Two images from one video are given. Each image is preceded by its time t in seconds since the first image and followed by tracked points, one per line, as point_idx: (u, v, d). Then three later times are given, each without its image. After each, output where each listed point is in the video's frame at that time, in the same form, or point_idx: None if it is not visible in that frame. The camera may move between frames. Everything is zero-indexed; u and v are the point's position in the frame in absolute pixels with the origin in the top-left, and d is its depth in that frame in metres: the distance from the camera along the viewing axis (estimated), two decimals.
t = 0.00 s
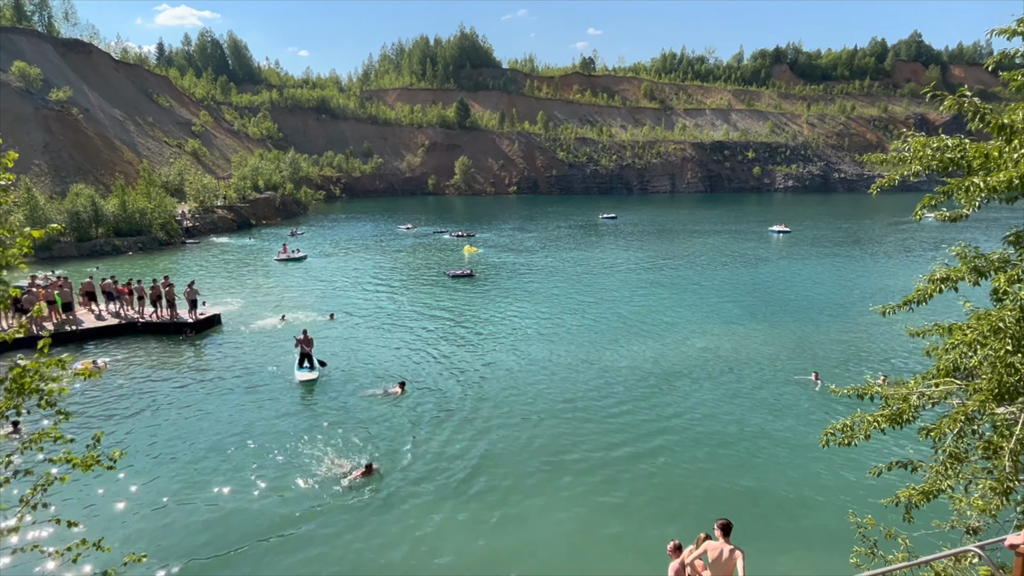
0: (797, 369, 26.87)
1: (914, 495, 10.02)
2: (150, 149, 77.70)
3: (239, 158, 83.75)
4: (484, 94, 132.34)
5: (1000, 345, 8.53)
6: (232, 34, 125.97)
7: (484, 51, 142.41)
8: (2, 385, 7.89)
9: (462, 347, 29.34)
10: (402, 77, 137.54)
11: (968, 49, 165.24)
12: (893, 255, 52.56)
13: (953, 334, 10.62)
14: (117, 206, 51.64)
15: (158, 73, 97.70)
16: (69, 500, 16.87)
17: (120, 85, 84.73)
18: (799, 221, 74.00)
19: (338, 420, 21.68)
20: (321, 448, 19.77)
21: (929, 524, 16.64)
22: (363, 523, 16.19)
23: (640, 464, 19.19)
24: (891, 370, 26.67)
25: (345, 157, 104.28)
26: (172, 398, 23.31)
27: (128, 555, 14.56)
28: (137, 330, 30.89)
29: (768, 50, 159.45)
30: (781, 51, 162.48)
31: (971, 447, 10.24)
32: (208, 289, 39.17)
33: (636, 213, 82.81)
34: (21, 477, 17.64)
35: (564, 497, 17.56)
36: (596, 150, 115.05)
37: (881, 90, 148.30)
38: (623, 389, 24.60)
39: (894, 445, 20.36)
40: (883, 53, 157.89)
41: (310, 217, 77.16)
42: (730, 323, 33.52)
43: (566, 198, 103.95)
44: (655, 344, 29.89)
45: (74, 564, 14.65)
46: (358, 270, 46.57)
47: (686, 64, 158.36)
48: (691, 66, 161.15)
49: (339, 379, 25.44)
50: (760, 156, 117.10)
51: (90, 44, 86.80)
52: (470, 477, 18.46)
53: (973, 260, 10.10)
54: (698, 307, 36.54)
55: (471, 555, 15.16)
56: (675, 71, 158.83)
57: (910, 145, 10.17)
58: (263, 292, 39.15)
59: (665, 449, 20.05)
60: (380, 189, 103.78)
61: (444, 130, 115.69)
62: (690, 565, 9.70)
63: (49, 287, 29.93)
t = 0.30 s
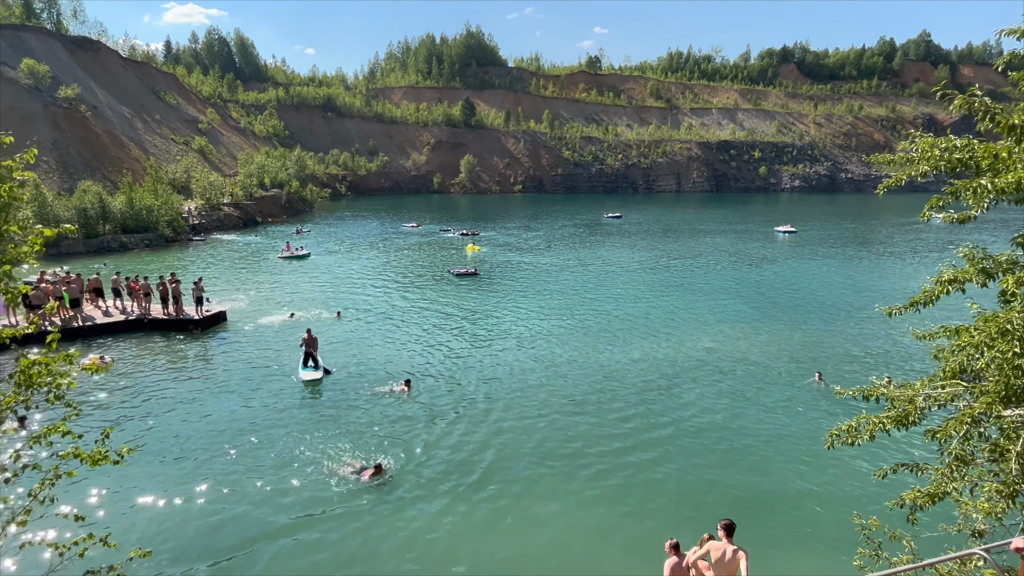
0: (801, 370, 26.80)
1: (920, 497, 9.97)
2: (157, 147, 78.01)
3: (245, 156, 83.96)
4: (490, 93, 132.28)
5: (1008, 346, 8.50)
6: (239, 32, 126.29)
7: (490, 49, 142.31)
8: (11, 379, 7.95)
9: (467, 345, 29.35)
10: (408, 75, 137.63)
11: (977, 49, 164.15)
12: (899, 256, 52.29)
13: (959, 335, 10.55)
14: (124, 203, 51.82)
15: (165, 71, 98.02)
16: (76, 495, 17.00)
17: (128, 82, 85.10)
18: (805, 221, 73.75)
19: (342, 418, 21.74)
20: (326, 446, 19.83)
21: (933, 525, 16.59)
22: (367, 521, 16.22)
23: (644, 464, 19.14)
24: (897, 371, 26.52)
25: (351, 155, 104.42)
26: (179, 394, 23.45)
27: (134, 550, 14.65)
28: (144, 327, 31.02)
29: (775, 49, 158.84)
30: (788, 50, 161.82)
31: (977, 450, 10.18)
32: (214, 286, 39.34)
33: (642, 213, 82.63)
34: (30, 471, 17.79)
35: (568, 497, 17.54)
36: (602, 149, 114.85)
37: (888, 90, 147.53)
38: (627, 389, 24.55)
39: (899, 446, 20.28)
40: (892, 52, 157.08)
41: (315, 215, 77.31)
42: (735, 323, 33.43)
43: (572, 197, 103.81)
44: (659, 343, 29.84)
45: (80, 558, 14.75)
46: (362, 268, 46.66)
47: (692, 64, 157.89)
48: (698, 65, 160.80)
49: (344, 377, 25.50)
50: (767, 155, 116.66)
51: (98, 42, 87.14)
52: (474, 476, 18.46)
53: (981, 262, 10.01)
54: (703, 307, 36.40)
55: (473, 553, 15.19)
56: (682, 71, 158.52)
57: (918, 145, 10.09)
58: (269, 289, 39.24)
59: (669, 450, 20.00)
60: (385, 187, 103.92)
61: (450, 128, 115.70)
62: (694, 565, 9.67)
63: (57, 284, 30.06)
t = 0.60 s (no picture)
0: (806, 371, 26.69)
1: (926, 499, 9.91)
2: (164, 146, 78.32)
3: (251, 155, 84.26)
4: (496, 92, 132.26)
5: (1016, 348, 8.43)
6: (246, 31, 126.71)
7: (496, 49, 142.31)
8: (18, 375, 7.96)
9: (471, 345, 29.35)
10: (414, 75, 137.75)
11: (986, 49, 163.32)
12: (906, 257, 52.00)
13: (967, 337, 10.48)
14: (132, 202, 52.05)
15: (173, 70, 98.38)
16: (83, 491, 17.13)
17: (136, 82, 85.48)
18: (812, 221, 73.46)
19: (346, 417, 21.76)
20: (330, 445, 19.82)
21: (940, 529, 16.50)
22: (370, 519, 16.24)
23: (648, 464, 19.09)
24: (902, 373, 26.38)
25: (357, 154, 104.60)
26: (186, 392, 23.55)
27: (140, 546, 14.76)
28: (151, 325, 31.16)
29: (782, 48, 158.27)
30: (796, 50, 161.17)
31: (985, 453, 10.09)
32: (219, 285, 39.43)
33: (647, 213, 82.47)
34: (38, 467, 17.89)
35: (572, 497, 17.51)
36: (608, 149, 114.66)
37: (897, 90, 146.72)
38: (631, 389, 24.49)
39: (906, 449, 20.16)
40: (900, 52, 156.25)
41: (321, 214, 77.47)
42: (739, 323, 33.32)
43: (577, 196, 103.64)
44: (664, 344, 29.78)
45: (87, 554, 14.84)
46: (367, 267, 46.75)
47: (699, 63, 157.47)
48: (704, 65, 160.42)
49: (348, 376, 25.49)
50: (773, 155, 116.21)
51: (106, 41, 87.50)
52: (477, 476, 18.42)
53: (989, 263, 9.93)
54: (709, 308, 36.29)
55: (477, 552, 15.22)
56: (688, 70, 158.11)
57: (927, 146, 10.02)
58: (274, 288, 39.35)
59: (673, 450, 19.94)
60: (391, 187, 104.03)
61: (455, 128, 115.70)
62: (698, 566, 9.64)
63: (66, 282, 30.19)
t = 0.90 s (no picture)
0: (814, 373, 26.58)
1: (936, 504, 9.81)
2: (174, 146, 78.85)
3: (260, 156, 84.73)
4: (503, 93, 132.36)
5: None
6: (255, 33, 127.43)
7: (503, 49, 142.42)
8: (28, 373, 8.03)
9: (477, 346, 29.31)
10: (421, 76, 138.05)
11: (999, 48, 162.03)
12: (916, 258, 51.63)
13: (979, 339, 10.34)
14: (141, 202, 52.41)
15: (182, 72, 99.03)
16: (94, 489, 17.28)
17: (146, 83, 86.07)
18: (821, 222, 73.11)
19: (353, 417, 21.81)
20: (338, 445, 19.90)
21: (950, 532, 16.39)
22: (378, 521, 16.28)
23: (655, 466, 19.07)
24: (911, 375, 26.21)
25: (364, 155, 104.93)
26: (195, 390, 23.72)
27: (150, 545, 14.86)
28: (160, 324, 31.39)
29: (791, 48, 157.59)
30: (805, 49, 160.38)
31: (996, 455, 9.98)
32: (227, 285, 39.59)
33: (654, 213, 82.28)
34: (48, 464, 18.07)
35: (579, 500, 17.48)
36: (615, 149, 114.50)
37: (907, 90, 145.77)
38: (638, 391, 24.43)
39: (916, 452, 20.03)
40: (910, 52, 155.24)
41: (329, 214, 77.76)
42: (746, 325, 33.18)
43: (584, 197, 103.56)
44: (670, 345, 29.75)
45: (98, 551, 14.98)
46: (374, 267, 46.90)
47: (707, 64, 157.05)
48: (712, 65, 159.88)
49: (355, 376, 25.54)
50: (782, 156, 115.66)
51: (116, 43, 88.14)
52: (484, 477, 18.44)
53: (1002, 265, 9.78)
54: (715, 309, 36.22)
55: (483, 553, 15.23)
56: (696, 71, 157.64)
57: (936, 146, 9.92)
58: (282, 287, 39.49)
59: (680, 452, 19.89)
60: (399, 187, 104.20)
61: (463, 128, 115.86)
62: (704, 568, 9.60)
63: (78, 281, 30.38)
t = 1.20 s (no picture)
0: (827, 376, 26.31)
1: (953, 509, 9.65)
2: (188, 149, 79.65)
3: (273, 158, 85.41)
4: (514, 95, 132.43)
5: None
6: (268, 37, 128.51)
7: (514, 52, 142.53)
8: (43, 373, 8.12)
9: (487, 348, 29.31)
10: (432, 78, 138.46)
11: (1016, 47, 160.06)
12: (931, 260, 50.99)
13: (997, 341, 10.15)
14: (156, 204, 53.00)
15: (197, 76, 100.04)
16: (108, 488, 17.49)
17: (161, 87, 87.07)
18: (834, 224, 72.43)
19: (362, 419, 21.88)
20: (348, 446, 19.99)
21: (967, 539, 16.14)
22: (387, 523, 16.31)
23: (665, 470, 18.93)
24: (925, 379, 25.88)
25: (375, 157, 105.40)
26: (207, 391, 23.91)
27: (162, 544, 15.01)
28: (174, 325, 31.67)
29: (804, 49, 156.53)
30: (818, 50, 159.20)
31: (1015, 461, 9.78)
32: (239, 287, 39.91)
33: (665, 215, 81.99)
34: (64, 464, 18.32)
35: (588, 503, 17.39)
36: (626, 151, 114.22)
37: (922, 90, 144.22)
38: (647, 394, 24.33)
39: (931, 456, 19.77)
40: (926, 51, 153.67)
41: (341, 216, 78.14)
42: (757, 327, 32.96)
43: (595, 199, 103.34)
44: (681, 348, 29.58)
45: (111, 550, 15.17)
46: (384, 269, 47.02)
47: (718, 64, 156.36)
48: (724, 66, 159.03)
49: (365, 377, 25.63)
50: (795, 157, 114.88)
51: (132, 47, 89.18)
52: (494, 479, 18.41)
53: (1020, 268, 9.60)
54: (727, 311, 35.97)
55: (492, 555, 15.22)
56: (707, 72, 156.93)
57: (952, 148, 9.79)
58: (293, 289, 39.71)
59: (690, 456, 19.75)
60: (409, 190, 104.52)
61: (473, 131, 116.08)
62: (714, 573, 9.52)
63: (94, 282, 30.70)
